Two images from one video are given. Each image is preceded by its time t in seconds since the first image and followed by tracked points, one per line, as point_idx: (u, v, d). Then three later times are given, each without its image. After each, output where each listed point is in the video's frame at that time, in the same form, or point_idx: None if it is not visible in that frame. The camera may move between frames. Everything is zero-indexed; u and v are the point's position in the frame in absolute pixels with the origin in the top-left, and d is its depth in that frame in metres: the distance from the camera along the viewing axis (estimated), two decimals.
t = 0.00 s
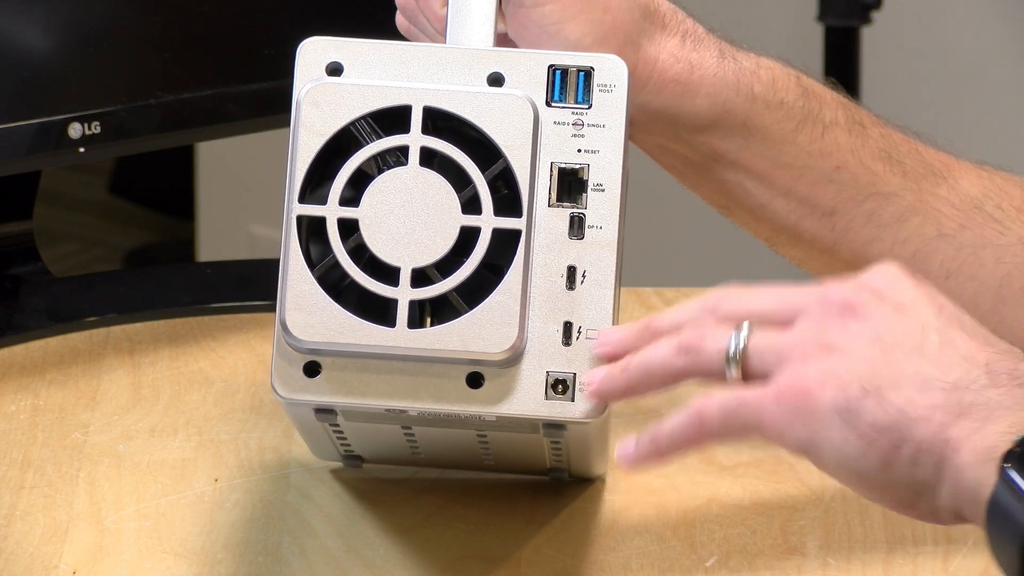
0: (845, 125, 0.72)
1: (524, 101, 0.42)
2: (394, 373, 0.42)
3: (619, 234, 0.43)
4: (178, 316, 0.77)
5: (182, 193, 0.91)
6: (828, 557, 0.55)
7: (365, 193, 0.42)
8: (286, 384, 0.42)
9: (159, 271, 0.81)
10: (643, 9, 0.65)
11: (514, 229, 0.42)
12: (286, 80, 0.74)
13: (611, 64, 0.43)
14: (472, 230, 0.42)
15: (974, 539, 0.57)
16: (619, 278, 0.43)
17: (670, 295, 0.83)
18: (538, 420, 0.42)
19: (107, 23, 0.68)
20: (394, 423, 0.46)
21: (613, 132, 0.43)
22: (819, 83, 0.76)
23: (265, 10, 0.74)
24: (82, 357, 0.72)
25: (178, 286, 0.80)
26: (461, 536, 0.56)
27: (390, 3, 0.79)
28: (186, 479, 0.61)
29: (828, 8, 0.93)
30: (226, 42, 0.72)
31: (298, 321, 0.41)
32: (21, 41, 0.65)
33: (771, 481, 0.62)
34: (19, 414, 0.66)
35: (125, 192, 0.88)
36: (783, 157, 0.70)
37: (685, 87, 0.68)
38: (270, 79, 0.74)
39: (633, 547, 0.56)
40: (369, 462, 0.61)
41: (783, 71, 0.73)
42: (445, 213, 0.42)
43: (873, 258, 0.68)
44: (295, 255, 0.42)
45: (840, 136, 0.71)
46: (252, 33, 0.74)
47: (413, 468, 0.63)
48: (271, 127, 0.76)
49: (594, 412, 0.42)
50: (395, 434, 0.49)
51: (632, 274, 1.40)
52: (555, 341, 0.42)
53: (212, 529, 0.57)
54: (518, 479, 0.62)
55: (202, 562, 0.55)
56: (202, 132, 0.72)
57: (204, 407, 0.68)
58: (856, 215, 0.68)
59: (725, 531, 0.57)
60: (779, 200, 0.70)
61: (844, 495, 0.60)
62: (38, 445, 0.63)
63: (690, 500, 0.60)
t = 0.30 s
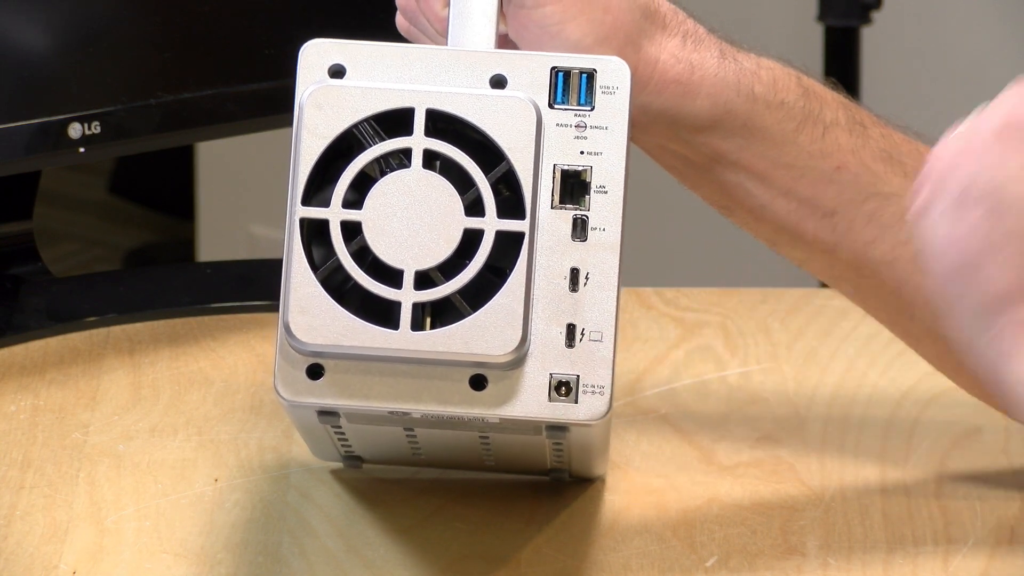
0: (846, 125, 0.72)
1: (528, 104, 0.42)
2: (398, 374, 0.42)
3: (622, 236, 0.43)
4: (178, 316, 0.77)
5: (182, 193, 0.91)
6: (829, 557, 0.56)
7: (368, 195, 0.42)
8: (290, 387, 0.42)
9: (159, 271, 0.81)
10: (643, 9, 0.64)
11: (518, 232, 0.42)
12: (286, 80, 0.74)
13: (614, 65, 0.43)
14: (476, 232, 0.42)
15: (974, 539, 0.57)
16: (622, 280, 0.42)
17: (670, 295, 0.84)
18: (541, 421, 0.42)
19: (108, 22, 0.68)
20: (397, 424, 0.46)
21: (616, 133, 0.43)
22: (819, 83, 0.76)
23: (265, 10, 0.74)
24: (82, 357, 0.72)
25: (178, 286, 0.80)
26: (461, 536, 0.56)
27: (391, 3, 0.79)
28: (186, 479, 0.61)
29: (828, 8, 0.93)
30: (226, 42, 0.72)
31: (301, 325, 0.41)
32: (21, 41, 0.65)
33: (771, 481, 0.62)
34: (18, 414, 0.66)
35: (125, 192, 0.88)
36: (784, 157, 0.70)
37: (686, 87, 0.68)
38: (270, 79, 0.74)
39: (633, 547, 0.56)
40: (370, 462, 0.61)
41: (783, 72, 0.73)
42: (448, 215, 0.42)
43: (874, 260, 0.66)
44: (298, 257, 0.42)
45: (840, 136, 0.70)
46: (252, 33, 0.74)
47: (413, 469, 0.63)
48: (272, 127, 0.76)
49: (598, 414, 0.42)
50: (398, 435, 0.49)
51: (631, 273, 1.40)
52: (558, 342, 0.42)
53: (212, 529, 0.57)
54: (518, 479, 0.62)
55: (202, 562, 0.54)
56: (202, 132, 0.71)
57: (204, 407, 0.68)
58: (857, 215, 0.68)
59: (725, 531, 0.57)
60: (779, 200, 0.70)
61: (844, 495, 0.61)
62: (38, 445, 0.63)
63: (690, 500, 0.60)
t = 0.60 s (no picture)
0: (846, 124, 0.72)
1: (530, 98, 0.42)
2: (400, 368, 0.42)
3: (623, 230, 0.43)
4: (178, 317, 0.77)
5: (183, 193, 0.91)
6: (829, 557, 0.56)
7: (370, 189, 0.42)
8: (291, 380, 0.42)
9: (159, 271, 0.81)
10: (646, 8, 0.64)
11: (520, 225, 0.42)
12: (286, 79, 0.74)
13: (616, 61, 0.43)
14: (478, 226, 0.42)
15: (974, 539, 0.57)
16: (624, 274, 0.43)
17: (670, 295, 0.84)
18: (543, 415, 0.42)
19: (108, 23, 0.68)
20: (398, 420, 0.46)
21: (618, 128, 0.43)
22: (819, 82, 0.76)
23: (266, 10, 0.74)
24: (82, 357, 0.72)
25: (179, 286, 0.80)
26: (461, 536, 0.56)
27: (391, 3, 0.79)
28: (186, 479, 0.61)
29: (827, 8, 0.93)
30: (227, 42, 0.72)
31: (304, 317, 0.41)
32: (22, 42, 0.65)
33: (771, 481, 0.62)
34: (18, 414, 0.66)
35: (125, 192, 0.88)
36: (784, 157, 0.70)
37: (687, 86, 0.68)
38: (270, 79, 0.74)
39: (634, 548, 0.56)
40: (370, 462, 0.61)
41: (784, 71, 0.73)
42: (450, 208, 0.42)
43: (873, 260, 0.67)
44: (300, 250, 0.42)
45: (841, 135, 0.71)
46: (252, 33, 0.74)
47: (413, 469, 0.63)
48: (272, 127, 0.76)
49: (599, 408, 0.42)
50: (398, 433, 0.49)
51: (631, 276, 1.40)
52: (560, 337, 0.42)
53: (212, 529, 0.57)
54: (518, 480, 0.62)
55: (202, 562, 0.54)
56: (203, 132, 0.72)
57: (204, 407, 0.68)
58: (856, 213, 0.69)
59: (725, 531, 0.57)
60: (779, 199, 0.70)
61: (844, 495, 0.61)
62: (37, 445, 0.63)
63: (690, 500, 0.60)
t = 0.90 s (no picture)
0: (849, 128, 0.72)
1: (534, 114, 0.42)
2: (405, 384, 0.42)
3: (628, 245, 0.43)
4: (178, 316, 0.77)
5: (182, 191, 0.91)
6: (828, 557, 0.56)
7: (374, 206, 0.42)
8: (296, 397, 0.42)
9: (158, 271, 0.81)
10: (648, 12, 0.64)
11: (525, 242, 0.42)
12: (286, 80, 0.74)
13: (621, 74, 0.43)
14: (482, 242, 0.42)
15: (974, 539, 0.57)
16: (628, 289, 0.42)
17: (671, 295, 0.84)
18: (548, 432, 0.42)
19: (107, 22, 0.68)
20: (402, 432, 0.46)
21: (622, 143, 0.43)
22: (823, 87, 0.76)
23: (266, 10, 0.74)
24: (82, 357, 0.72)
25: (178, 286, 0.79)
26: (462, 536, 0.57)
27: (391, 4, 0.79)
28: (186, 479, 0.61)
29: (828, 8, 0.93)
30: (227, 42, 0.72)
31: (308, 335, 0.41)
32: (21, 41, 0.65)
33: (771, 481, 0.62)
34: (19, 414, 0.66)
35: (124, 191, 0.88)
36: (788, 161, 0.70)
37: (689, 91, 0.67)
38: (271, 79, 0.74)
39: (633, 547, 0.56)
40: (371, 463, 0.61)
41: (787, 75, 0.73)
42: (454, 225, 0.41)
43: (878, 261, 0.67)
44: (305, 267, 0.41)
45: (845, 139, 0.71)
46: (252, 33, 0.73)
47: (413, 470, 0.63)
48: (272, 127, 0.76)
49: (605, 423, 0.42)
50: (402, 441, 0.49)
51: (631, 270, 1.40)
52: (565, 353, 0.42)
53: (212, 529, 0.57)
54: (519, 480, 0.62)
55: (202, 562, 0.55)
56: (203, 132, 0.71)
57: (204, 407, 0.68)
58: (858, 217, 0.69)
59: (725, 531, 0.58)
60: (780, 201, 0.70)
61: (844, 495, 0.61)
62: (37, 445, 0.63)
63: (690, 500, 0.60)
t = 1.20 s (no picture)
0: (846, 124, 0.71)
1: (534, 102, 0.42)
2: (408, 372, 0.42)
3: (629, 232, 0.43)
4: (178, 316, 0.77)
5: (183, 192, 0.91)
6: (829, 557, 0.56)
7: (375, 194, 0.42)
8: (298, 386, 0.42)
9: (159, 271, 0.81)
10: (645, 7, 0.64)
11: (526, 229, 0.42)
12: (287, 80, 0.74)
13: (619, 62, 0.43)
14: (483, 229, 0.42)
15: (973, 539, 0.57)
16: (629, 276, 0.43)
17: (670, 295, 0.84)
18: (551, 419, 0.42)
19: (107, 23, 0.68)
20: (404, 424, 0.46)
21: (622, 130, 0.43)
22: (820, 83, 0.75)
23: (266, 10, 0.74)
24: (82, 357, 0.72)
25: (179, 287, 0.79)
26: (462, 536, 0.56)
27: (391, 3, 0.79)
28: (186, 479, 0.61)
29: (828, 8, 0.94)
30: (227, 42, 0.72)
31: (310, 324, 0.41)
32: (20, 41, 0.65)
33: (771, 481, 0.62)
34: (18, 414, 0.66)
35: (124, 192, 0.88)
36: (784, 157, 0.69)
37: (687, 86, 0.68)
38: (271, 78, 0.75)
39: (633, 548, 0.56)
40: (371, 464, 0.61)
41: (784, 71, 0.73)
42: (455, 212, 0.42)
43: (874, 258, 0.67)
44: (306, 257, 0.41)
45: (840, 134, 0.70)
46: (253, 33, 0.74)
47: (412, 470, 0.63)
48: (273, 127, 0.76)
49: (608, 410, 0.42)
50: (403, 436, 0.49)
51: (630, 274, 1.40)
52: (567, 340, 0.42)
53: (211, 530, 0.57)
54: (519, 480, 0.62)
55: (202, 562, 0.54)
56: (203, 132, 0.71)
57: (204, 407, 0.68)
58: (857, 214, 0.68)
59: (725, 531, 0.57)
60: (779, 200, 0.70)
61: (844, 495, 0.61)
62: (37, 445, 0.63)
63: (690, 500, 0.60)
